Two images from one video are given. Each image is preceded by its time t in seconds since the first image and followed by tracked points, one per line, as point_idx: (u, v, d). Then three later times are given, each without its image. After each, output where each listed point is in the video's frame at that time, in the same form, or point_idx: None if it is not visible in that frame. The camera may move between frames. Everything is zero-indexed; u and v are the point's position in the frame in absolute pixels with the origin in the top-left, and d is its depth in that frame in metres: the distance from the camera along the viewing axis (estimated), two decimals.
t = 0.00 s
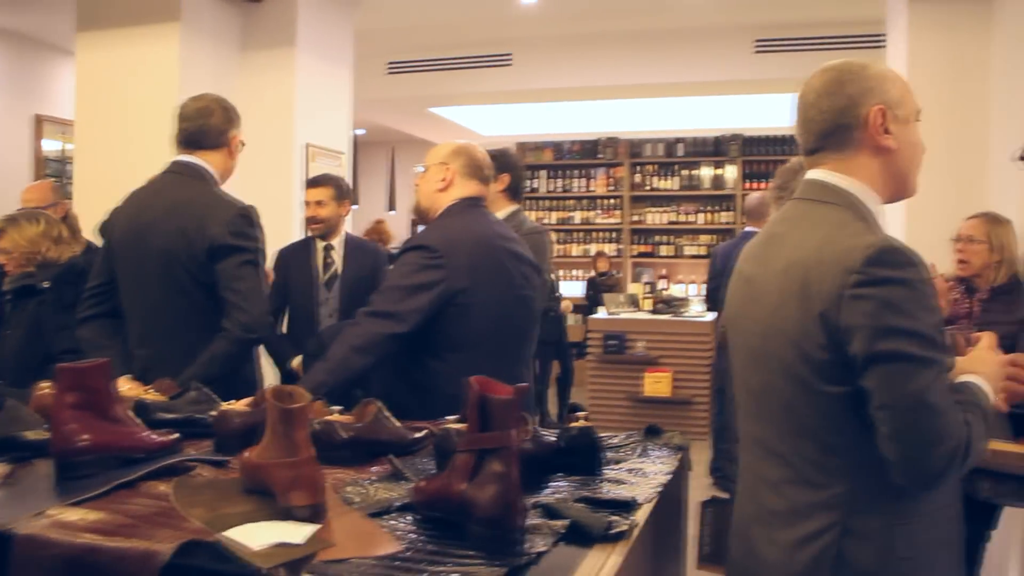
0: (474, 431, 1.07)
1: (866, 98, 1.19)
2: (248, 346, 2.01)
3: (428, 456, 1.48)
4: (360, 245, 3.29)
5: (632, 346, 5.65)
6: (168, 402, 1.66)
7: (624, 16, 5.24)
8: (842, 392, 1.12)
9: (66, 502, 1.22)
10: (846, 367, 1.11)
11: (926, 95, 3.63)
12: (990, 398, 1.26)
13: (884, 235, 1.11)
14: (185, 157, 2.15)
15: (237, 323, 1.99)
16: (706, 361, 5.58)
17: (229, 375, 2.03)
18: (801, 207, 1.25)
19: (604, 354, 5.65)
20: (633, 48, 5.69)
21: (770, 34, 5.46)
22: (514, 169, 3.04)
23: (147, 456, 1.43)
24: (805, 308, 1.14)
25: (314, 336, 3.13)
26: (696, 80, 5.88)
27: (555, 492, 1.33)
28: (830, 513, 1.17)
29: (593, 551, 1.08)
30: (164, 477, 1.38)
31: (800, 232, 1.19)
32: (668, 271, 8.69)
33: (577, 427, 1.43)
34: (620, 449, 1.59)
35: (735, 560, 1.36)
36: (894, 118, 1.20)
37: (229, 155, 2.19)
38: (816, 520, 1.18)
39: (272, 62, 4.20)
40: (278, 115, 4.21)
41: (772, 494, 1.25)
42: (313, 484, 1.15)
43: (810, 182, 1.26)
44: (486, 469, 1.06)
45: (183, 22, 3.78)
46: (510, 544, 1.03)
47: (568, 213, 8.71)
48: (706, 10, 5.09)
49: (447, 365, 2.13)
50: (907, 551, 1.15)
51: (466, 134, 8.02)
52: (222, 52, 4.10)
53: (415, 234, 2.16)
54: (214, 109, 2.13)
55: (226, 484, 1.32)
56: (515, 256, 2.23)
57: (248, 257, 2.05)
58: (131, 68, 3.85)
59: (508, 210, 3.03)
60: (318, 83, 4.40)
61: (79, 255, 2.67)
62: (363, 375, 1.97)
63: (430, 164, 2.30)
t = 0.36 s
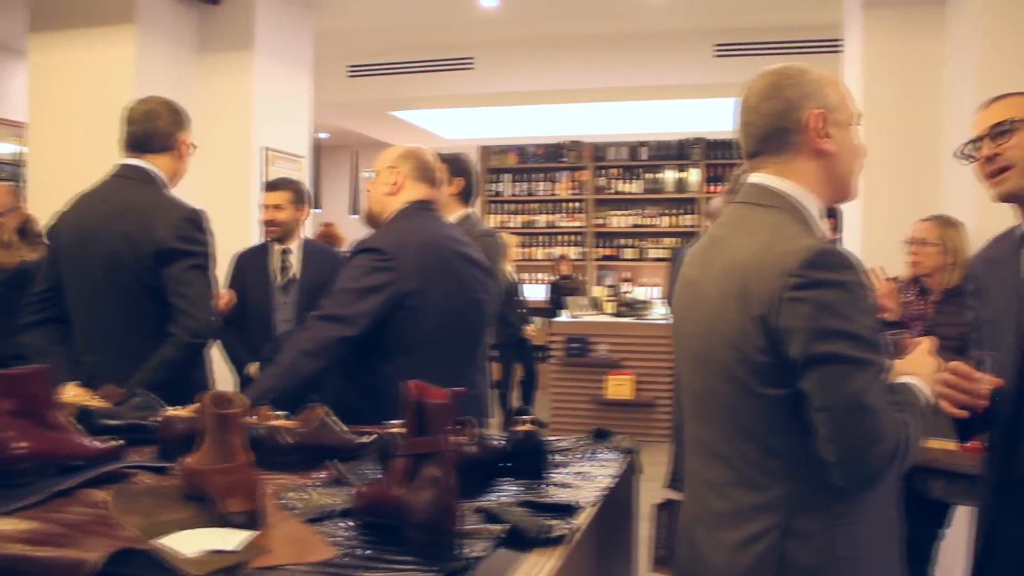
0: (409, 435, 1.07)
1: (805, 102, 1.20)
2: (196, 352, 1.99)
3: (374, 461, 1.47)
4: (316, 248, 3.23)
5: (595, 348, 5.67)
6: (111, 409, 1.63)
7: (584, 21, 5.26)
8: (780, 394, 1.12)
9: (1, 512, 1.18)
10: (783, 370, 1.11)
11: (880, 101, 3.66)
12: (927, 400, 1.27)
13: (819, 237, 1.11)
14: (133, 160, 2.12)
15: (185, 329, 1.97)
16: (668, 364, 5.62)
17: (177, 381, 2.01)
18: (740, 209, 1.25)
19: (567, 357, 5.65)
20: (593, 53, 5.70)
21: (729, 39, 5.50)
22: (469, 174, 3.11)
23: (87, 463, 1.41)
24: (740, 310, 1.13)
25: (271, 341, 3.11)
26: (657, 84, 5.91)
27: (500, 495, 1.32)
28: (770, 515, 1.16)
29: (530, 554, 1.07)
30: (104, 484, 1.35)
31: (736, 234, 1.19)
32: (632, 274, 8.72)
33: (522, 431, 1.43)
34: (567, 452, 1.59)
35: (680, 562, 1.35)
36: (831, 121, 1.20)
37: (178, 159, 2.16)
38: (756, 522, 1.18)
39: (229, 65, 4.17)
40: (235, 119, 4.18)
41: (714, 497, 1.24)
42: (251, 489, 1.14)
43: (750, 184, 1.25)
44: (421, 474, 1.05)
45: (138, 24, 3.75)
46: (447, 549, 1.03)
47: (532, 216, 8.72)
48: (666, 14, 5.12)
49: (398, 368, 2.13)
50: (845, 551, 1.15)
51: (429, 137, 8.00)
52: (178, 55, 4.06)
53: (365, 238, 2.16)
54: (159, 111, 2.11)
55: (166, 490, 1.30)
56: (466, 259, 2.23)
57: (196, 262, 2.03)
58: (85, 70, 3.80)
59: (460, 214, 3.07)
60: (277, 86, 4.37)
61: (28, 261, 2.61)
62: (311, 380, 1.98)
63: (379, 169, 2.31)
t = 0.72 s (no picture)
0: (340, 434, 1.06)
1: (743, 103, 1.20)
2: (141, 351, 1.97)
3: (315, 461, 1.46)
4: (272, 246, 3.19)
5: (556, 348, 5.69)
6: (49, 408, 1.60)
7: (546, 21, 5.28)
8: (716, 394, 1.11)
9: None
10: (717, 368, 1.10)
11: (835, 103, 3.66)
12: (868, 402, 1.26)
13: (755, 237, 1.10)
14: (76, 157, 2.09)
15: (131, 328, 1.95)
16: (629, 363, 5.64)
17: (122, 381, 1.98)
18: (680, 210, 1.24)
19: (528, 357, 5.66)
20: (555, 53, 5.72)
21: (690, 41, 5.54)
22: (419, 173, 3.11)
23: (20, 463, 1.38)
24: (677, 309, 1.12)
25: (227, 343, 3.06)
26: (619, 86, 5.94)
27: (440, 495, 1.32)
28: (707, 514, 1.15)
29: (462, 554, 1.07)
30: (37, 485, 1.32)
31: (674, 234, 1.18)
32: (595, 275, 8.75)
33: (461, 430, 1.43)
34: (511, 452, 1.59)
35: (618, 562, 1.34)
36: (771, 123, 1.21)
37: (123, 155, 2.14)
38: (694, 521, 1.16)
39: (187, 62, 4.13)
40: (192, 116, 4.14)
41: (654, 497, 1.22)
42: (182, 489, 1.12)
43: (689, 185, 1.25)
44: (352, 474, 1.04)
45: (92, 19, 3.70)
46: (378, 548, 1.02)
47: (495, 217, 8.71)
48: (628, 16, 5.15)
49: (347, 367, 2.11)
50: (782, 550, 1.14)
51: (392, 138, 7.98)
52: (135, 51, 4.02)
53: (315, 236, 2.15)
54: (104, 107, 2.09)
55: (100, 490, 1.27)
56: (415, 259, 2.24)
57: (141, 260, 2.00)
58: (38, 64, 3.74)
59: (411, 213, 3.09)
60: (235, 83, 4.34)
61: None
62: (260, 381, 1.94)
63: (331, 167, 2.29)
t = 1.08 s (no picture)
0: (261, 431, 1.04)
1: (661, 102, 1.20)
2: (77, 349, 1.94)
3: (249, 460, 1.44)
4: (221, 245, 3.16)
5: (511, 348, 5.72)
6: None
7: (502, 20, 5.28)
8: (642, 392, 1.09)
9: None
10: (645, 367, 1.09)
11: (786, 106, 3.61)
12: (799, 402, 1.23)
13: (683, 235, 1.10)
14: (10, 151, 2.05)
15: (66, 325, 1.92)
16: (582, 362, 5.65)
17: (57, 378, 1.96)
18: (615, 210, 1.24)
19: (483, 356, 5.67)
20: (511, 52, 5.72)
21: (645, 42, 5.57)
22: (370, 170, 3.07)
23: None
24: (604, 308, 1.11)
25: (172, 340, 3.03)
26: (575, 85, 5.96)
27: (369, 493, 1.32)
28: (637, 512, 1.12)
29: (385, 552, 1.07)
30: None
31: (605, 231, 1.17)
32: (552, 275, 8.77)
33: (395, 428, 1.42)
34: (447, 451, 1.59)
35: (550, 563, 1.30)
36: (694, 120, 1.21)
37: (57, 147, 2.09)
38: (624, 520, 1.13)
39: (136, 56, 4.08)
40: (140, 111, 4.09)
41: (584, 495, 1.19)
42: (103, 487, 1.09)
43: (620, 184, 1.25)
44: (272, 473, 1.03)
45: (36, 11, 3.65)
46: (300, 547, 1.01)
47: (453, 216, 8.70)
48: (583, 16, 5.17)
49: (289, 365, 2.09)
50: (711, 548, 1.12)
51: (349, 135, 7.94)
52: (82, 45, 3.96)
53: (258, 232, 2.12)
54: (32, 98, 2.05)
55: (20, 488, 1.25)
56: (360, 255, 2.22)
57: (77, 255, 1.97)
58: None
59: (361, 210, 3.04)
60: (186, 78, 4.29)
61: None
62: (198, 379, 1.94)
63: (273, 164, 2.28)
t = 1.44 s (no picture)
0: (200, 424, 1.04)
1: (613, 94, 1.21)
2: (25, 341, 1.93)
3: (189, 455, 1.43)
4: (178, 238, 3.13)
5: (478, 343, 5.73)
6: None
7: (469, 15, 5.28)
8: (580, 386, 1.10)
9: None
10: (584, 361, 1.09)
11: (748, 104, 3.63)
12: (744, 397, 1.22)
13: (622, 230, 1.09)
14: None
15: (13, 317, 1.90)
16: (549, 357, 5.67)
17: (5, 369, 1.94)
18: (559, 202, 1.23)
19: (450, 351, 5.68)
20: (478, 47, 5.71)
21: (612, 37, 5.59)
22: (336, 166, 3.06)
23: None
24: (543, 302, 1.11)
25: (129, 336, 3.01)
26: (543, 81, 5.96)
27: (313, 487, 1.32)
28: (577, 504, 1.13)
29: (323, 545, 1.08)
30: None
31: (548, 225, 1.17)
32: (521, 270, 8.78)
33: (342, 422, 1.44)
34: (395, 444, 1.62)
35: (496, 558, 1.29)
36: (642, 116, 1.21)
37: None
38: (564, 512, 1.14)
39: (97, 49, 4.04)
40: (101, 104, 4.05)
41: (525, 488, 1.19)
42: (38, 483, 1.05)
43: (565, 178, 1.26)
44: (209, 466, 1.02)
45: None
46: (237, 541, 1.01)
47: (422, 211, 8.69)
48: (550, 11, 5.18)
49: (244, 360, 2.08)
50: (650, 541, 1.12)
51: (317, 129, 7.91)
52: (42, 38, 3.91)
53: (213, 226, 2.11)
54: None
55: None
56: (317, 251, 2.21)
57: (25, 246, 1.95)
58: None
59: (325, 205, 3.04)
60: (148, 71, 4.25)
61: None
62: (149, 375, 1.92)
63: (230, 157, 2.27)
